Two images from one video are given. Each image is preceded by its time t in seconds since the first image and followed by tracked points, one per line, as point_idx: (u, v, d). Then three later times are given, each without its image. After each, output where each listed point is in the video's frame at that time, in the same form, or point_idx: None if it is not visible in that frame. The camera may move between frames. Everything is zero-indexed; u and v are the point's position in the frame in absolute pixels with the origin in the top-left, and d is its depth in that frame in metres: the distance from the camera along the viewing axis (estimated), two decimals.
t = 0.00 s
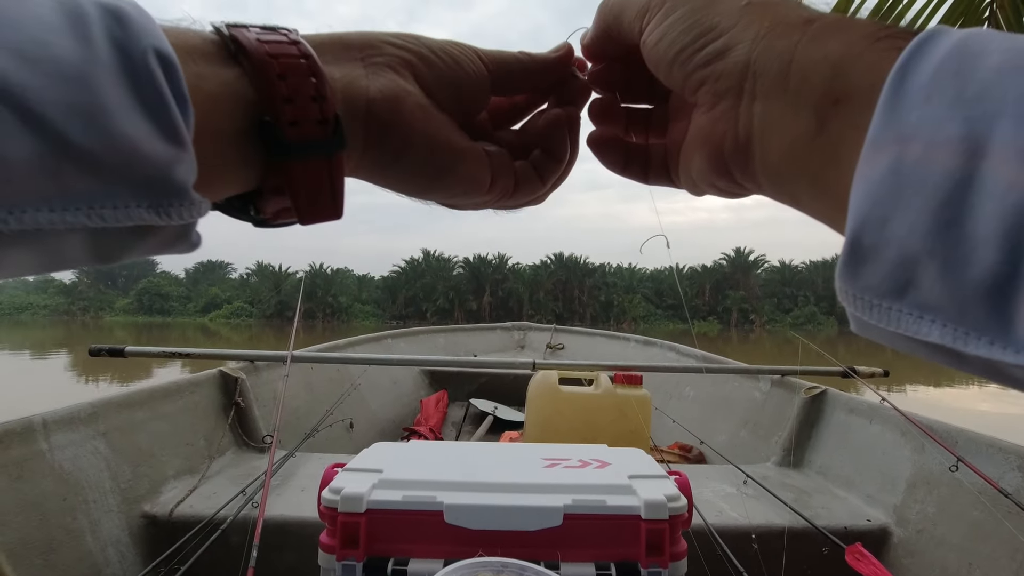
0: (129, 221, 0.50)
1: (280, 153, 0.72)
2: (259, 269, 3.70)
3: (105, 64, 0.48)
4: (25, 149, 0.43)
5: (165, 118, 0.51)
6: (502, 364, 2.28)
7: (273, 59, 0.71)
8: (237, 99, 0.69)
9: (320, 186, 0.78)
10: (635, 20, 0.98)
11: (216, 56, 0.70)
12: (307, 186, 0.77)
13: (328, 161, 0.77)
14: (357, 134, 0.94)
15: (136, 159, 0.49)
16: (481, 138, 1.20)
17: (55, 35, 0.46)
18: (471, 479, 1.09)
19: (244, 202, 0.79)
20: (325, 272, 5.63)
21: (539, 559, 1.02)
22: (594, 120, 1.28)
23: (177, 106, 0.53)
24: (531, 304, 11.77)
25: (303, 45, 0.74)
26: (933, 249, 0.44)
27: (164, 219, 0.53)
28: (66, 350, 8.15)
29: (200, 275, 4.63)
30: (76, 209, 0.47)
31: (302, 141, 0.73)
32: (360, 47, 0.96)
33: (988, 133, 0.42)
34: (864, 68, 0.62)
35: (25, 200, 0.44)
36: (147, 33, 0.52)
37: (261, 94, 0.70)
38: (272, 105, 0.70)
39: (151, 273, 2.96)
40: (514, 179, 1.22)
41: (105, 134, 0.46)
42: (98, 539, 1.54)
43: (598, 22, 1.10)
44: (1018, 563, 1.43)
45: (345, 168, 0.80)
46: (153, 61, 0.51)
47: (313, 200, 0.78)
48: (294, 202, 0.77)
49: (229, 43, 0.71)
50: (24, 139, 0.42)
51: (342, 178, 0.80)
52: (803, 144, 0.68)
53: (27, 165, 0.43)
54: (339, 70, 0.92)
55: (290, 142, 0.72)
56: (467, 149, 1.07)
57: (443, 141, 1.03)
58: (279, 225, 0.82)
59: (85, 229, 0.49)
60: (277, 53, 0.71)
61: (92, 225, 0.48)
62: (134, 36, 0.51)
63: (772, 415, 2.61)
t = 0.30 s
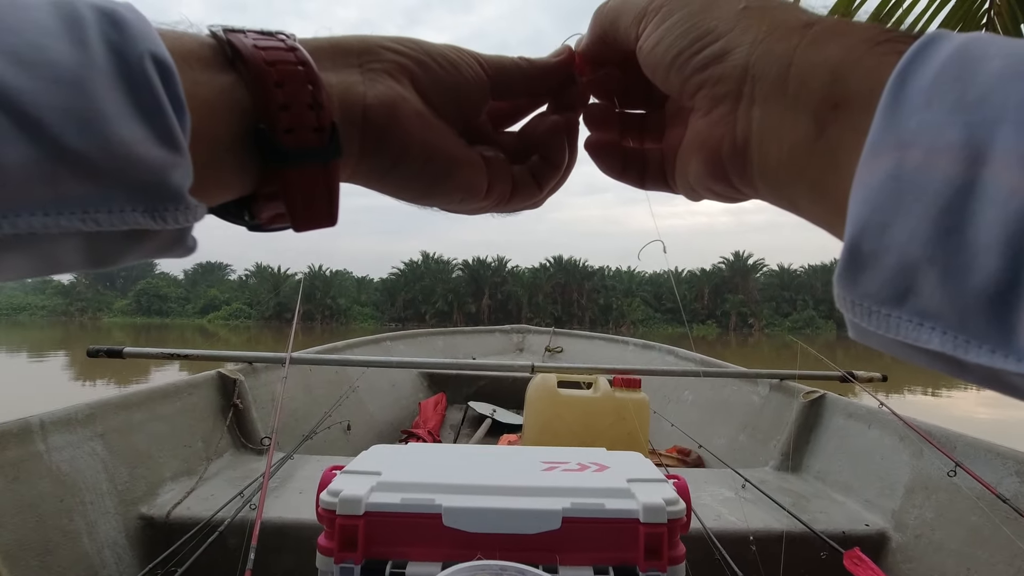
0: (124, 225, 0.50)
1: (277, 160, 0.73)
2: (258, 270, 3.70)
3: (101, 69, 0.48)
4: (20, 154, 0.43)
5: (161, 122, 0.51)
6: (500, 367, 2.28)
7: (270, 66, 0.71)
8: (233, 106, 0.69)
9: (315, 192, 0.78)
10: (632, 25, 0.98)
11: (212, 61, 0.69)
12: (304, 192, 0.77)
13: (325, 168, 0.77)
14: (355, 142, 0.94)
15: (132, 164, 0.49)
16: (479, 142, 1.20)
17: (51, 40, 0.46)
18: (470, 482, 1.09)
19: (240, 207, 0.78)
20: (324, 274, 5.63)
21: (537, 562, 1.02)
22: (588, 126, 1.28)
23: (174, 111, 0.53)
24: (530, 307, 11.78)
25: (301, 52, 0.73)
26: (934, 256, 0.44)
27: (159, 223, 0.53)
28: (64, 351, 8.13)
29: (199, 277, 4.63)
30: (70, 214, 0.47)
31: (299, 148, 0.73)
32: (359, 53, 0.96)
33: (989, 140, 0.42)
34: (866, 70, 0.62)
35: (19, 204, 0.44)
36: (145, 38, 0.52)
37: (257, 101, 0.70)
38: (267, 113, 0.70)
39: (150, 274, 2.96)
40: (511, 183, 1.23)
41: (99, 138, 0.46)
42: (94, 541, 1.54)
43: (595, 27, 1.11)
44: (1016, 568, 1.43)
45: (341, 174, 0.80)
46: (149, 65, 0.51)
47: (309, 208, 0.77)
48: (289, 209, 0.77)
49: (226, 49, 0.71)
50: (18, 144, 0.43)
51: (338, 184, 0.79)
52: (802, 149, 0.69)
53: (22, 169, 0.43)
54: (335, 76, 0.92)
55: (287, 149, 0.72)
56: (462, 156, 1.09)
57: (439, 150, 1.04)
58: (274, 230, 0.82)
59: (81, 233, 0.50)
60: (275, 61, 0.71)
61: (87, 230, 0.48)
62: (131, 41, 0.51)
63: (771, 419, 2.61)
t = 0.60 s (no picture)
0: (122, 225, 0.50)
1: (273, 164, 0.73)
2: (258, 270, 3.70)
3: (100, 69, 0.48)
4: (19, 154, 0.43)
5: (159, 123, 0.51)
6: (499, 367, 2.28)
7: (269, 71, 0.70)
8: (231, 110, 0.69)
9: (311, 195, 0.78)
10: (633, 22, 0.99)
11: (211, 65, 0.69)
12: (299, 198, 0.77)
13: (321, 172, 0.77)
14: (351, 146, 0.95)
15: (131, 164, 0.48)
16: (476, 143, 1.21)
17: (50, 41, 0.46)
18: (468, 481, 1.09)
19: (236, 208, 0.79)
20: (323, 273, 5.64)
21: (536, 561, 1.02)
22: (589, 127, 1.28)
23: (171, 113, 0.53)
24: (529, 307, 11.79)
25: (301, 55, 0.73)
26: (936, 248, 0.45)
27: (157, 224, 0.52)
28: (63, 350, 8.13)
29: (198, 276, 4.63)
30: (68, 214, 0.47)
31: (295, 153, 0.74)
32: (357, 54, 0.96)
33: (993, 132, 0.43)
34: (870, 62, 0.61)
35: (16, 204, 0.44)
36: (143, 39, 0.52)
37: (255, 105, 0.70)
38: (266, 118, 0.71)
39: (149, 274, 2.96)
40: (507, 184, 1.24)
41: (97, 138, 0.46)
42: (93, 540, 1.54)
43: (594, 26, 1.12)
44: (1014, 567, 1.44)
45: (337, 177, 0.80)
46: (148, 68, 0.51)
47: (305, 212, 0.78)
48: (285, 213, 0.77)
49: (225, 50, 0.71)
50: (16, 144, 0.43)
51: (333, 188, 0.79)
52: (805, 144, 0.69)
53: (21, 170, 0.43)
54: (333, 80, 0.92)
55: (283, 154, 0.73)
56: (453, 159, 1.08)
57: (434, 154, 1.04)
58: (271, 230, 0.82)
59: (79, 234, 0.49)
60: (274, 65, 0.71)
61: (84, 230, 0.48)
62: (130, 42, 0.51)
63: (769, 419, 2.61)
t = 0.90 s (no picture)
0: (118, 215, 0.50)
1: (266, 157, 0.73)
2: (256, 268, 3.70)
3: (91, 59, 0.48)
4: (15, 147, 0.43)
5: (152, 113, 0.51)
6: (497, 364, 2.28)
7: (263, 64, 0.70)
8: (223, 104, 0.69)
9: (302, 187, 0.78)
10: (638, 18, 1.01)
11: (200, 54, 0.67)
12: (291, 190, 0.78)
13: (312, 165, 0.77)
14: (341, 135, 0.95)
15: (126, 156, 0.49)
16: (467, 129, 1.20)
17: (40, 30, 0.45)
18: (467, 477, 1.09)
19: (228, 195, 0.79)
20: (322, 272, 5.64)
21: (534, 557, 1.02)
22: (583, 128, 1.27)
23: (163, 101, 0.53)
24: (528, 305, 11.80)
25: (293, 47, 0.72)
26: (953, 242, 0.43)
27: (153, 213, 0.53)
28: (62, 349, 8.14)
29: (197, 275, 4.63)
30: (65, 205, 0.47)
31: (290, 146, 0.74)
32: (349, 40, 0.94)
33: (1013, 125, 0.41)
34: (882, 57, 0.61)
35: (12, 196, 0.44)
36: (135, 28, 0.51)
37: (249, 99, 0.70)
38: (259, 112, 0.70)
39: (147, 273, 2.96)
40: (497, 170, 1.24)
41: (92, 129, 0.46)
42: (92, 538, 1.54)
43: (597, 27, 1.14)
44: (1010, 562, 1.44)
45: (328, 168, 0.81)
46: (139, 57, 0.51)
47: (296, 204, 0.78)
48: (277, 204, 0.77)
49: (215, 36, 0.69)
50: (12, 136, 0.43)
51: (325, 179, 0.80)
52: (822, 138, 0.68)
53: (16, 162, 0.43)
54: (325, 70, 0.91)
55: (276, 147, 0.73)
56: (439, 147, 1.08)
57: (426, 145, 1.05)
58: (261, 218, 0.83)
59: (75, 225, 0.49)
60: (267, 57, 0.70)
61: (82, 221, 0.48)
62: (120, 30, 0.50)
63: (767, 416, 2.61)
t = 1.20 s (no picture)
0: (117, 221, 0.50)
1: (265, 165, 0.73)
2: (255, 264, 3.69)
3: (92, 63, 0.47)
4: (13, 150, 0.42)
5: (152, 119, 0.51)
6: (497, 360, 2.28)
7: (262, 72, 0.69)
8: (223, 113, 0.68)
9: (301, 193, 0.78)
10: (649, 5, 1.01)
11: (202, 61, 0.67)
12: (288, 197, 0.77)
13: (311, 174, 0.77)
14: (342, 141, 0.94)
15: (125, 161, 0.48)
16: (473, 134, 1.21)
17: (41, 35, 0.45)
18: (467, 472, 1.09)
19: (228, 201, 0.78)
20: (321, 268, 5.63)
21: (534, 552, 1.03)
22: (591, 113, 1.27)
23: (165, 108, 0.53)
24: (527, 301, 11.81)
25: (295, 55, 0.71)
26: (960, 229, 0.43)
27: (151, 219, 0.53)
28: (61, 345, 8.15)
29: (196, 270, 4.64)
30: (64, 210, 0.47)
31: (288, 155, 0.74)
32: (349, 45, 0.93)
33: None
34: (892, 49, 0.61)
35: (11, 201, 0.44)
36: (137, 32, 0.51)
37: (248, 107, 0.69)
38: (259, 121, 0.70)
39: (145, 268, 2.96)
40: (501, 181, 1.24)
41: (92, 135, 0.46)
42: (92, 534, 1.54)
43: (607, 22, 1.13)
44: (1008, 557, 1.45)
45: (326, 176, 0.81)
46: (142, 63, 0.51)
47: (295, 211, 0.78)
48: (274, 210, 0.77)
49: (217, 44, 0.69)
50: (10, 140, 0.42)
51: (323, 189, 0.79)
52: (829, 125, 0.68)
53: (15, 166, 0.43)
54: (325, 77, 0.89)
55: (275, 155, 0.73)
56: (434, 149, 1.07)
57: (425, 149, 1.05)
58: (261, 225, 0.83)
59: (73, 229, 0.49)
60: (267, 65, 0.69)
61: (80, 226, 0.48)
62: (122, 35, 0.50)
63: (766, 412, 2.62)
